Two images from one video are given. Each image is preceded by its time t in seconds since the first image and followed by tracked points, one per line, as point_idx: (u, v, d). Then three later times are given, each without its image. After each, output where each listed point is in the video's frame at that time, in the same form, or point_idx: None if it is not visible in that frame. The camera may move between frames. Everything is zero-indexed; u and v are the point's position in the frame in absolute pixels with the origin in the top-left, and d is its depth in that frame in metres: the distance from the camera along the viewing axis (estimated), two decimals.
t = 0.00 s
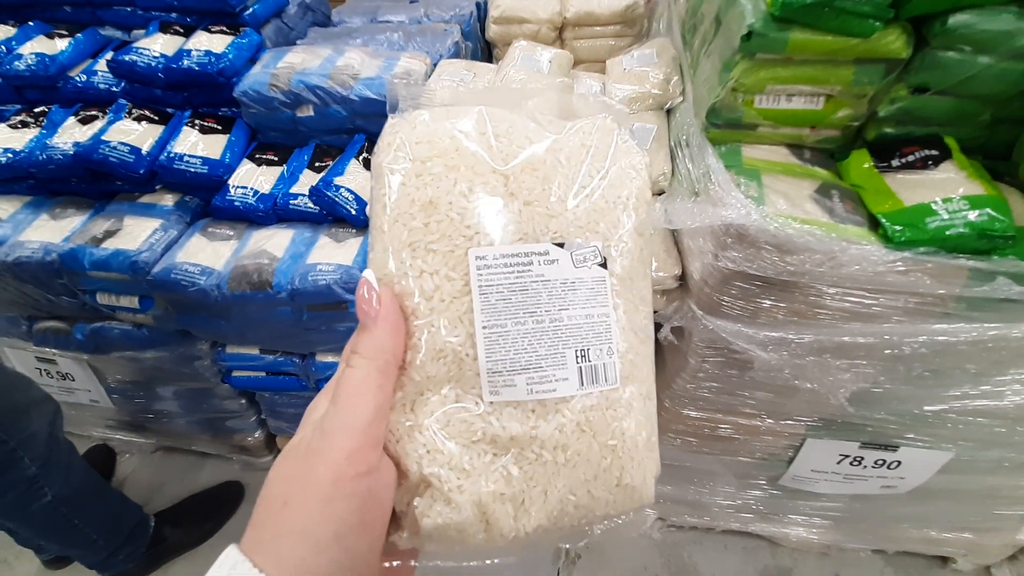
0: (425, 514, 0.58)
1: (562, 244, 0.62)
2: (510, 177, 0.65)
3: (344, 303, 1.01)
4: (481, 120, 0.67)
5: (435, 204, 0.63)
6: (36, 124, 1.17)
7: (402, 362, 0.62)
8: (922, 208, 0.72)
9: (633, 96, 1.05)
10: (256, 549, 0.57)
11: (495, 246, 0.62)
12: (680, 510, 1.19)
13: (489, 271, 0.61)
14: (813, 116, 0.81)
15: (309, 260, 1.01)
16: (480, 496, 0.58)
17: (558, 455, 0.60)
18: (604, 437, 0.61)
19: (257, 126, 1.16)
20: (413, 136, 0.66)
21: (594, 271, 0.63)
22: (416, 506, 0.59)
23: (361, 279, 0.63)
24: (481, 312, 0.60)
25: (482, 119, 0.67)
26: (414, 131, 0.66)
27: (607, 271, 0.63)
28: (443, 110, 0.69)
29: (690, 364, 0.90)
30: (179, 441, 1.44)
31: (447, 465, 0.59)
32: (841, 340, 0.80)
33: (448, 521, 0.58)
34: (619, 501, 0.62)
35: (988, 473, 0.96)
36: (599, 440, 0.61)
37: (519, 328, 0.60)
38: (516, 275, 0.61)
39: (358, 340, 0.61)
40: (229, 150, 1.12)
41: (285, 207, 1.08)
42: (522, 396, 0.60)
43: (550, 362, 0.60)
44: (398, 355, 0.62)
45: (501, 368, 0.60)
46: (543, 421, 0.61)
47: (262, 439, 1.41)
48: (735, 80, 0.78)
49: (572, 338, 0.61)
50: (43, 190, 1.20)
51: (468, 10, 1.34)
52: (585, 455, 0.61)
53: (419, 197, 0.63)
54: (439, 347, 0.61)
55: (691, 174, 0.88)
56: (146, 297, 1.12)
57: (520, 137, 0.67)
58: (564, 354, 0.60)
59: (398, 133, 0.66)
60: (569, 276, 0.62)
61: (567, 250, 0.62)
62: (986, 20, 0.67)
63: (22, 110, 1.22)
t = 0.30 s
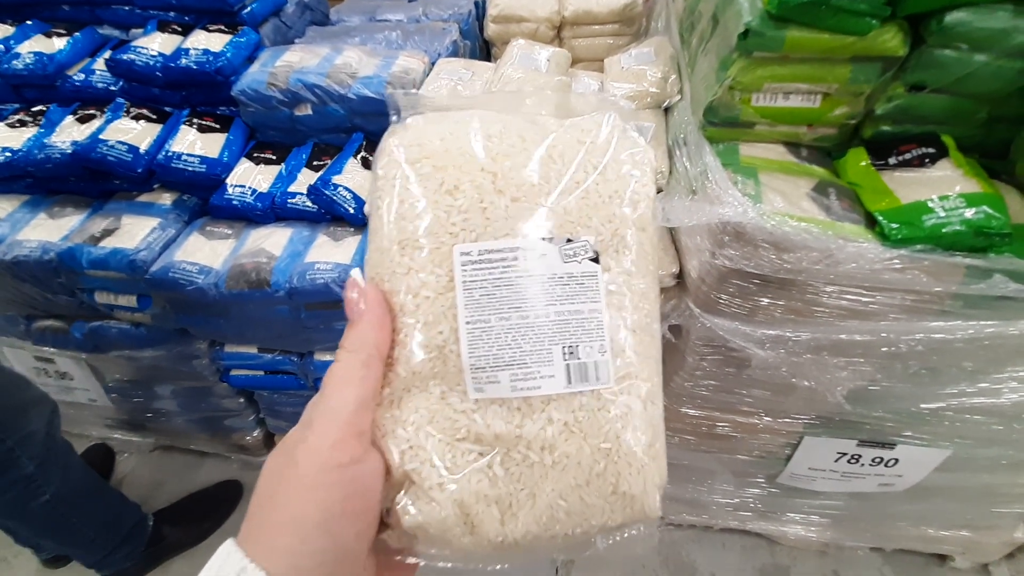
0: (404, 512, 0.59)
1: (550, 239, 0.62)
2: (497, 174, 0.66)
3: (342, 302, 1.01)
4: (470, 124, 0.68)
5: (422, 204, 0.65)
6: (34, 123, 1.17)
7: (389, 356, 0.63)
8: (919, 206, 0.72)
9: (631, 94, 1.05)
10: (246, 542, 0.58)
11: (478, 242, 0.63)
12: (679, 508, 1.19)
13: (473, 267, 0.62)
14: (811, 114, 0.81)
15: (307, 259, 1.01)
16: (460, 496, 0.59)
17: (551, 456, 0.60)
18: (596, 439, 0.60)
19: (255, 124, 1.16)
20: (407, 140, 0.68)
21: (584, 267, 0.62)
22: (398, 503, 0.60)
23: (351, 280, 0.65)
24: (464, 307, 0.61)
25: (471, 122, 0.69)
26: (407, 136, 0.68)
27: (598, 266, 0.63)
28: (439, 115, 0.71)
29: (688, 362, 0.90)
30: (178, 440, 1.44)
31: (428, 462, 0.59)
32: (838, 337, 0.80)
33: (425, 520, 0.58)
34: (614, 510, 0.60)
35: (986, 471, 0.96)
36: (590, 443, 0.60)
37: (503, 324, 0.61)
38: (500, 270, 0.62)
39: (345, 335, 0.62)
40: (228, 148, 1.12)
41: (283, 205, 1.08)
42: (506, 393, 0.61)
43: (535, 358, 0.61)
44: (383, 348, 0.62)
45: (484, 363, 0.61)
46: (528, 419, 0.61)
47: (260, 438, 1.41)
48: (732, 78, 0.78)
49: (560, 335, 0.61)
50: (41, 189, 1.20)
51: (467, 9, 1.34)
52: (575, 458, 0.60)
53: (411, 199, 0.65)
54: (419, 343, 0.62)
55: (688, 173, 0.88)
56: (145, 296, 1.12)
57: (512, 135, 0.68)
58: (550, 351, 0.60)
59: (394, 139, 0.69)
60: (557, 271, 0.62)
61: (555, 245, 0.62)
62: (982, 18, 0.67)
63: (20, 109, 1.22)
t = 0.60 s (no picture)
0: (397, 505, 0.58)
1: (542, 233, 0.63)
2: (489, 171, 0.66)
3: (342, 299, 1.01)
4: (464, 123, 0.69)
5: (417, 202, 0.65)
6: (35, 120, 1.17)
7: (384, 351, 0.64)
8: (920, 202, 0.73)
9: (632, 92, 1.05)
10: (244, 532, 0.59)
11: (469, 237, 0.63)
12: (679, 505, 1.19)
13: (464, 261, 0.62)
14: (812, 111, 0.81)
15: (309, 256, 1.01)
16: (450, 489, 0.58)
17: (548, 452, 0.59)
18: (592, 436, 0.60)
19: (256, 122, 1.16)
20: (403, 141, 0.69)
21: (576, 260, 0.63)
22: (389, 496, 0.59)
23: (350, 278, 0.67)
24: (454, 301, 0.61)
25: (466, 123, 0.69)
26: (404, 138, 0.69)
27: (592, 259, 0.63)
28: (436, 117, 0.72)
29: (689, 359, 0.90)
30: (179, 438, 1.44)
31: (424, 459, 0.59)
32: (839, 334, 0.80)
33: (419, 515, 0.57)
34: (610, 512, 0.60)
35: (986, 468, 0.96)
36: (584, 440, 0.60)
37: (493, 317, 0.61)
38: (491, 263, 0.62)
39: (340, 330, 0.63)
40: (229, 146, 1.12)
41: (284, 203, 1.08)
42: (497, 387, 0.60)
43: (526, 352, 0.60)
44: (377, 343, 0.63)
45: (474, 357, 0.61)
46: (518, 413, 0.60)
47: (261, 436, 1.41)
48: (734, 75, 0.78)
49: (552, 329, 0.61)
50: (43, 187, 1.20)
51: (468, 6, 1.34)
52: (568, 455, 0.59)
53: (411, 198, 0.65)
54: (415, 339, 0.62)
55: (690, 170, 0.88)
56: (146, 293, 1.12)
57: (507, 133, 0.69)
58: (540, 344, 0.60)
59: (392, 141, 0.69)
60: (548, 264, 0.62)
61: (546, 238, 0.63)
62: (983, 14, 0.67)
63: (21, 107, 1.22)
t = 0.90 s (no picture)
0: (389, 503, 0.59)
1: (534, 234, 0.63)
2: (483, 174, 0.66)
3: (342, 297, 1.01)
4: (460, 129, 0.69)
5: (414, 205, 0.65)
6: (35, 119, 1.17)
7: (378, 350, 0.64)
8: (918, 199, 0.73)
9: (631, 90, 1.05)
10: (238, 527, 0.60)
11: (462, 238, 0.63)
12: (678, 503, 1.20)
13: (457, 262, 0.63)
14: (811, 108, 0.81)
15: (308, 254, 1.01)
16: (441, 487, 0.58)
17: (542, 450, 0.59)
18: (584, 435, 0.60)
19: (255, 121, 1.16)
20: (402, 148, 0.69)
21: (567, 261, 0.63)
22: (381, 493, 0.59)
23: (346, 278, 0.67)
24: (447, 300, 0.62)
25: (460, 131, 0.69)
26: (401, 145, 0.69)
27: (584, 260, 0.63)
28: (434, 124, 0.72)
29: (688, 357, 0.90)
30: (179, 436, 1.45)
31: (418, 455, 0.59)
32: (838, 331, 0.80)
33: (410, 512, 0.58)
34: (602, 512, 0.59)
35: (984, 464, 0.97)
36: (574, 437, 0.60)
37: (485, 316, 0.61)
38: (484, 264, 0.62)
39: (336, 330, 0.64)
40: (228, 144, 1.12)
41: (283, 201, 1.08)
42: (488, 385, 0.60)
43: (517, 351, 0.60)
44: (372, 342, 0.63)
45: (466, 356, 0.61)
46: (509, 412, 0.60)
47: (261, 434, 1.41)
48: (733, 72, 0.78)
49: (544, 328, 0.61)
50: (42, 185, 1.20)
51: (467, 5, 1.34)
52: (559, 453, 0.59)
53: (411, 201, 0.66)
54: (409, 337, 0.62)
55: (688, 168, 0.89)
56: (146, 292, 1.12)
57: (504, 136, 0.69)
58: (532, 343, 0.60)
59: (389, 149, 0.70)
60: (540, 264, 0.62)
61: (539, 239, 0.63)
62: (981, 12, 0.67)
63: (20, 105, 1.22)
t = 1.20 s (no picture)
0: (388, 502, 0.58)
1: (533, 232, 0.63)
2: (480, 173, 0.66)
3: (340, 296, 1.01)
4: (455, 127, 0.69)
5: (411, 203, 0.65)
6: (33, 118, 1.17)
7: (377, 348, 0.64)
8: (916, 196, 0.73)
9: (629, 88, 1.05)
10: (235, 526, 0.60)
11: (461, 235, 0.63)
12: (677, 501, 1.20)
13: (456, 259, 0.62)
14: (809, 106, 0.81)
15: (306, 253, 1.01)
16: (442, 485, 0.58)
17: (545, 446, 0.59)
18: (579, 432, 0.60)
19: (253, 120, 1.15)
20: (398, 145, 0.69)
21: (566, 259, 0.63)
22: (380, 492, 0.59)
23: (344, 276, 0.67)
24: (446, 297, 0.61)
25: (455, 129, 0.69)
26: (398, 142, 0.69)
27: (582, 257, 0.63)
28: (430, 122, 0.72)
29: (686, 355, 0.90)
30: (178, 435, 1.45)
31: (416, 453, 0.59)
32: (836, 328, 0.80)
33: (409, 511, 0.58)
34: (602, 508, 0.59)
35: (983, 462, 0.97)
36: (574, 434, 0.60)
37: (485, 313, 0.61)
38: (483, 261, 0.62)
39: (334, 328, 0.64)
40: (226, 143, 1.12)
41: (281, 200, 1.08)
42: (488, 382, 0.60)
43: (517, 347, 0.60)
44: (370, 341, 0.63)
45: (466, 353, 0.60)
46: (508, 409, 0.60)
47: (260, 434, 1.41)
48: (730, 70, 0.78)
49: (543, 325, 0.61)
50: (40, 185, 1.20)
51: (465, 3, 1.34)
52: (559, 450, 0.59)
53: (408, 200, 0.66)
54: (405, 335, 0.62)
55: (686, 166, 0.89)
56: (144, 291, 1.12)
57: (500, 134, 0.69)
58: (532, 339, 0.60)
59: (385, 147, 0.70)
60: (539, 262, 0.62)
61: (538, 237, 0.63)
62: (979, 8, 0.67)
63: (18, 105, 1.22)
